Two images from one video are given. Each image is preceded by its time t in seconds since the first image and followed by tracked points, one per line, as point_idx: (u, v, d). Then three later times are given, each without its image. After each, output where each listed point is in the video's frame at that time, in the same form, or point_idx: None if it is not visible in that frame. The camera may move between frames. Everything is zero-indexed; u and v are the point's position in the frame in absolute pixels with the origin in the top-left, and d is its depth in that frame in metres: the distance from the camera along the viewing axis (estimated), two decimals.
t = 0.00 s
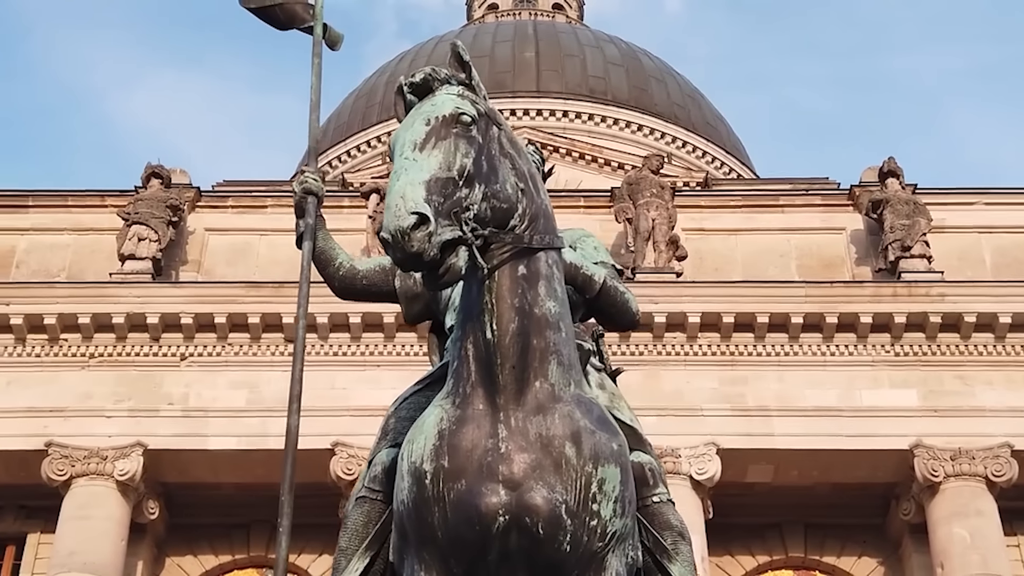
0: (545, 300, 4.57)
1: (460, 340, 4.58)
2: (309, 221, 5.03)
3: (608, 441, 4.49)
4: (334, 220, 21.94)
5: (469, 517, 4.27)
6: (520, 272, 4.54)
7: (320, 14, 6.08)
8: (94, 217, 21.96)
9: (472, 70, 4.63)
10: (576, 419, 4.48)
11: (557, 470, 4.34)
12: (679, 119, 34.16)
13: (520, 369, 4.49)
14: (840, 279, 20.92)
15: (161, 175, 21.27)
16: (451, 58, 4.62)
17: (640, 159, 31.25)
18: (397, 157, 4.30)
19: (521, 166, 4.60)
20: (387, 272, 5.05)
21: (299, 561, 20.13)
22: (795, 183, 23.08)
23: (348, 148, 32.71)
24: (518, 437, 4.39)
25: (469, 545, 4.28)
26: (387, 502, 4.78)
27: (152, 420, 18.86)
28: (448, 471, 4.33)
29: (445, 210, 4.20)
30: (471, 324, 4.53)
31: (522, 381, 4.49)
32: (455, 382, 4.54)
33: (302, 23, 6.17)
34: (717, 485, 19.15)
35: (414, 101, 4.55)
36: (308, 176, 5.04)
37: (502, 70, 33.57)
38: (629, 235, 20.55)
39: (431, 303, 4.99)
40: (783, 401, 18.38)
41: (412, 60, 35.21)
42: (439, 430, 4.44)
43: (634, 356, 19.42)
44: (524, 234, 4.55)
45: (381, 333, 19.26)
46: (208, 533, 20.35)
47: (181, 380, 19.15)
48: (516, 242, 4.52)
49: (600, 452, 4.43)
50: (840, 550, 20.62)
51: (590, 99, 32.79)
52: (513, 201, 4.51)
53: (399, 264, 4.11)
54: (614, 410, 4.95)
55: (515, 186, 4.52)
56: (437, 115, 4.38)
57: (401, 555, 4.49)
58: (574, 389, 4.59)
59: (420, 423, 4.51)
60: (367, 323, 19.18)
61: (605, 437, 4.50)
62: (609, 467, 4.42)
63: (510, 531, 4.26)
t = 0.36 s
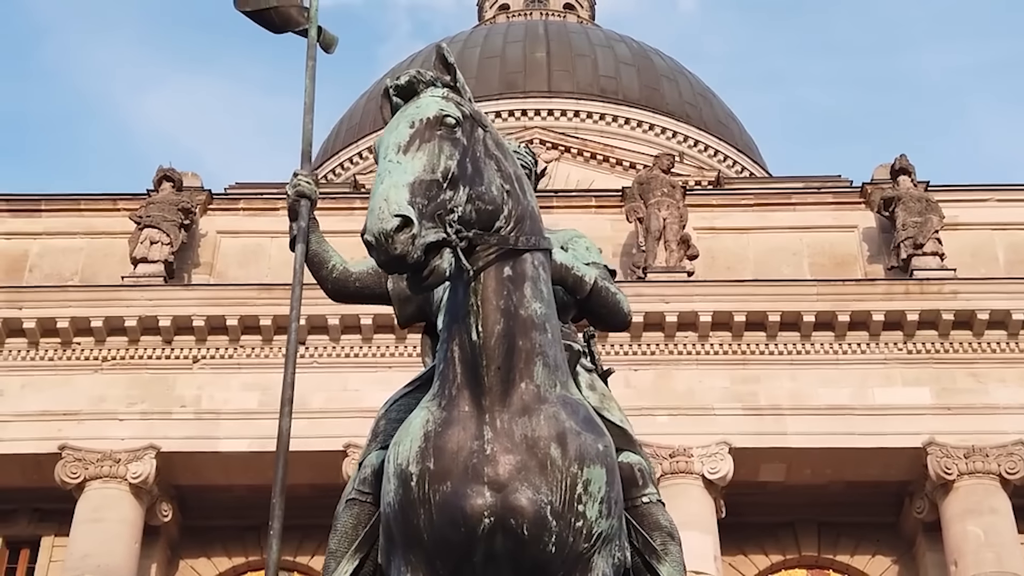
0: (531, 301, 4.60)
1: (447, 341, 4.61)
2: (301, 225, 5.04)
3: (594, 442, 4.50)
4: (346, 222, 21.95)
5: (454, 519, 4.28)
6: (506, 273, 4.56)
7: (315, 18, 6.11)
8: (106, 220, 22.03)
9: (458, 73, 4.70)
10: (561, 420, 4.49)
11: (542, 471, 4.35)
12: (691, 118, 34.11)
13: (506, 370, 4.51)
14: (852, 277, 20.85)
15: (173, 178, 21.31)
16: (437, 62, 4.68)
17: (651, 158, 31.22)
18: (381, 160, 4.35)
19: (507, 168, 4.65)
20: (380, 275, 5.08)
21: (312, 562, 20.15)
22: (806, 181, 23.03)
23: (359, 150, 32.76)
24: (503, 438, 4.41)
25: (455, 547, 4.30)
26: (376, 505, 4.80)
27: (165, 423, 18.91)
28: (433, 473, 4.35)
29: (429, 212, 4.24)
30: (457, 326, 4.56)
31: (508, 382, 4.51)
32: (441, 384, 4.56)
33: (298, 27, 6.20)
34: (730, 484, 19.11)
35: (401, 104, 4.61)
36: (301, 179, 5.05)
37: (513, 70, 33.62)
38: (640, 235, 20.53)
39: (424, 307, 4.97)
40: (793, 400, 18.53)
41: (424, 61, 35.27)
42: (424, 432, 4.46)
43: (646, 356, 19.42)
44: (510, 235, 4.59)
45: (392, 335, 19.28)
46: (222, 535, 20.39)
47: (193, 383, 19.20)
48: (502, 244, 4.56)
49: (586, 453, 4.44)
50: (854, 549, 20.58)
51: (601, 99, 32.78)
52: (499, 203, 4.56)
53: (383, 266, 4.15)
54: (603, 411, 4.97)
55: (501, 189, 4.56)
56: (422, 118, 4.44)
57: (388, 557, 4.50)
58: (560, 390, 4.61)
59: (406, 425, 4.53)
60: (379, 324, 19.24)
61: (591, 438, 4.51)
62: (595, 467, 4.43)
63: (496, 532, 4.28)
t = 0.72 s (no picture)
0: (516, 304, 4.62)
1: (432, 345, 4.63)
2: (296, 229, 5.04)
3: (579, 443, 4.52)
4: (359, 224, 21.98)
5: (438, 521, 4.32)
6: (491, 275, 4.59)
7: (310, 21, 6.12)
8: (121, 225, 22.10)
9: (441, 77, 4.72)
10: (546, 422, 4.52)
11: (526, 472, 4.38)
12: (704, 116, 34.06)
13: (491, 372, 4.53)
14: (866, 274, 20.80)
15: (186, 182, 21.36)
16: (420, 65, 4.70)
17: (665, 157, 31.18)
18: (364, 164, 4.36)
19: (492, 171, 4.66)
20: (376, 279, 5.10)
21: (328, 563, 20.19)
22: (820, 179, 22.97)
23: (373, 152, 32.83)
24: (488, 440, 4.44)
25: (440, 549, 4.33)
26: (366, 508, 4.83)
27: (180, 426, 18.96)
28: (418, 475, 4.38)
29: (411, 215, 4.26)
30: (442, 329, 4.58)
31: (492, 384, 4.53)
32: (427, 387, 4.59)
33: (293, 30, 6.21)
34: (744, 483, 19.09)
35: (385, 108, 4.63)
36: (296, 183, 5.05)
37: (526, 70, 33.69)
38: (654, 234, 20.52)
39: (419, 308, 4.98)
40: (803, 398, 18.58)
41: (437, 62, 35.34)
42: (410, 435, 4.49)
43: (660, 355, 19.40)
44: (496, 238, 4.61)
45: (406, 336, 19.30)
46: (238, 538, 20.44)
47: (208, 386, 19.25)
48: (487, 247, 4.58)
49: (570, 454, 4.47)
50: (870, 547, 20.54)
51: (614, 99, 32.76)
52: (483, 206, 4.58)
53: (366, 270, 4.17)
54: (592, 411, 4.99)
55: (484, 193, 4.58)
56: (405, 121, 4.45)
57: (376, 559, 4.54)
58: (546, 392, 4.63)
59: (392, 428, 4.56)
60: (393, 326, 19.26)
61: (576, 440, 4.54)
62: (580, 469, 4.46)
63: (480, 534, 4.31)
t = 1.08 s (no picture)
0: (501, 306, 4.64)
1: (419, 348, 4.66)
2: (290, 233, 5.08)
3: (565, 445, 4.54)
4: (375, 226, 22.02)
5: (423, 523, 4.33)
6: (476, 279, 4.62)
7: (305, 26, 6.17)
8: (139, 229, 22.20)
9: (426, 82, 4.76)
10: (531, 423, 4.53)
11: (512, 474, 4.40)
12: (721, 114, 34.00)
13: (477, 375, 4.55)
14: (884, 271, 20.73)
15: (204, 186, 21.44)
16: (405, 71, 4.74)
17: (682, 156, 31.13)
18: (349, 168, 4.40)
19: (477, 175, 4.70)
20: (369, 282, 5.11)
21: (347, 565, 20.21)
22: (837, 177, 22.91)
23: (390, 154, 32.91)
24: (474, 442, 4.45)
25: (426, 551, 4.34)
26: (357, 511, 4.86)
27: (199, 429, 19.02)
28: (404, 478, 4.40)
29: (395, 219, 4.29)
30: (428, 332, 4.61)
31: (478, 387, 4.55)
32: (414, 390, 4.61)
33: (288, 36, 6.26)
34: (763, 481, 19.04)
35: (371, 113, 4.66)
36: (291, 188, 5.10)
37: (542, 71, 33.70)
38: (670, 233, 20.50)
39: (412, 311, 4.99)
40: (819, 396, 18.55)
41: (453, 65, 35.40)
42: (396, 437, 4.51)
43: (678, 354, 19.39)
44: (480, 241, 4.65)
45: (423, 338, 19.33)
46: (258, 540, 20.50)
47: (227, 389, 19.31)
48: (472, 250, 4.61)
49: (555, 456, 4.49)
50: (891, 545, 20.47)
51: (631, 98, 32.74)
52: (468, 209, 4.62)
53: (350, 274, 4.20)
54: (582, 412, 5.01)
55: (468, 197, 4.62)
56: (390, 126, 4.49)
57: (364, 562, 4.56)
58: (532, 394, 4.65)
59: (379, 431, 4.58)
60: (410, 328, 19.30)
61: (562, 442, 4.55)
62: (565, 470, 4.47)
63: (465, 536, 4.33)
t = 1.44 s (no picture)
0: (492, 309, 4.65)
1: (411, 352, 4.67)
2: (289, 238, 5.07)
3: (556, 447, 4.54)
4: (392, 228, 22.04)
5: (415, 526, 4.34)
6: (467, 281, 4.63)
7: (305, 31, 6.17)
8: (159, 234, 22.29)
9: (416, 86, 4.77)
10: (522, 425, 4.54)
11: (503, 477, 4.41)
12: (739, 112, 33.91)
13: (468, 378, 4.56)
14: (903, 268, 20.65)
15: (222, 190, 21.49)
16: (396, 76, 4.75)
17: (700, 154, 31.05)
18: (339, 174, 4.43)
19: (467, 178, 4.71)
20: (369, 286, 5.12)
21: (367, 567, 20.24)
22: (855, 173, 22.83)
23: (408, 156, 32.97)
24: (465, 445, 4.46)
25: (417, 554, 4.36)
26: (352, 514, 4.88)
27: (219, 433, 19.08)
28: (395, 481, 4.41)
29: (384, 223, 4.31)
30: (420, 336, 4.63)
31: (469, 390, 4.56)
32: (406, 393, 4.63)
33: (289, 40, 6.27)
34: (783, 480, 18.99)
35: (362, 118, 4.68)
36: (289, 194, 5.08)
37: (559, 71, 33.69)
38: (688, 232, 20.47)
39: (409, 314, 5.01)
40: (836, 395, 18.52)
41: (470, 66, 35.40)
42: (388, 441, 4.53)
43: (696, 354, 19.35)
44: (471, 244, 4.66)
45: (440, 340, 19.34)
46: (279, 543, 20.56)
47: (246, 393, 19.38)
48: (462, 253, 4.63)
49: (546, 458, 4.49)
50: (912, 543, 20.39)
51: (648, 97, 32.68)
52: (458, 213, 4.64)
53: (340, 278, 4.22)
54: (577, 414, 5.01)
55: (458, 200, 4.63)
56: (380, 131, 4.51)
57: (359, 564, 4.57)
58: (523, 397, 4.65)
59: (372, 435, 4.60)
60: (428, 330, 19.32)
61: (553, 443, 4.56)
62: (556, 472, 4.47)
63: (457, 539, 4.34)
